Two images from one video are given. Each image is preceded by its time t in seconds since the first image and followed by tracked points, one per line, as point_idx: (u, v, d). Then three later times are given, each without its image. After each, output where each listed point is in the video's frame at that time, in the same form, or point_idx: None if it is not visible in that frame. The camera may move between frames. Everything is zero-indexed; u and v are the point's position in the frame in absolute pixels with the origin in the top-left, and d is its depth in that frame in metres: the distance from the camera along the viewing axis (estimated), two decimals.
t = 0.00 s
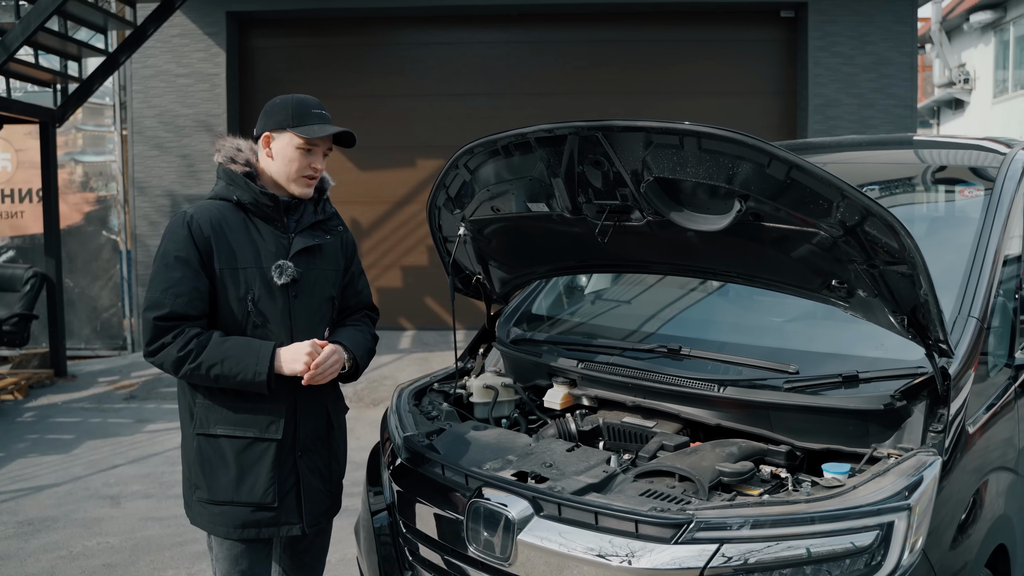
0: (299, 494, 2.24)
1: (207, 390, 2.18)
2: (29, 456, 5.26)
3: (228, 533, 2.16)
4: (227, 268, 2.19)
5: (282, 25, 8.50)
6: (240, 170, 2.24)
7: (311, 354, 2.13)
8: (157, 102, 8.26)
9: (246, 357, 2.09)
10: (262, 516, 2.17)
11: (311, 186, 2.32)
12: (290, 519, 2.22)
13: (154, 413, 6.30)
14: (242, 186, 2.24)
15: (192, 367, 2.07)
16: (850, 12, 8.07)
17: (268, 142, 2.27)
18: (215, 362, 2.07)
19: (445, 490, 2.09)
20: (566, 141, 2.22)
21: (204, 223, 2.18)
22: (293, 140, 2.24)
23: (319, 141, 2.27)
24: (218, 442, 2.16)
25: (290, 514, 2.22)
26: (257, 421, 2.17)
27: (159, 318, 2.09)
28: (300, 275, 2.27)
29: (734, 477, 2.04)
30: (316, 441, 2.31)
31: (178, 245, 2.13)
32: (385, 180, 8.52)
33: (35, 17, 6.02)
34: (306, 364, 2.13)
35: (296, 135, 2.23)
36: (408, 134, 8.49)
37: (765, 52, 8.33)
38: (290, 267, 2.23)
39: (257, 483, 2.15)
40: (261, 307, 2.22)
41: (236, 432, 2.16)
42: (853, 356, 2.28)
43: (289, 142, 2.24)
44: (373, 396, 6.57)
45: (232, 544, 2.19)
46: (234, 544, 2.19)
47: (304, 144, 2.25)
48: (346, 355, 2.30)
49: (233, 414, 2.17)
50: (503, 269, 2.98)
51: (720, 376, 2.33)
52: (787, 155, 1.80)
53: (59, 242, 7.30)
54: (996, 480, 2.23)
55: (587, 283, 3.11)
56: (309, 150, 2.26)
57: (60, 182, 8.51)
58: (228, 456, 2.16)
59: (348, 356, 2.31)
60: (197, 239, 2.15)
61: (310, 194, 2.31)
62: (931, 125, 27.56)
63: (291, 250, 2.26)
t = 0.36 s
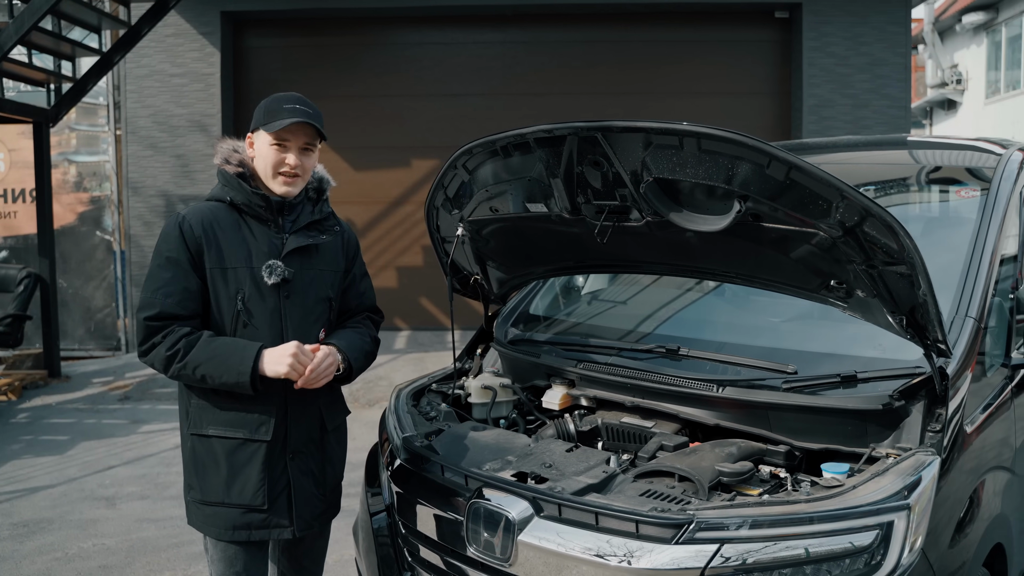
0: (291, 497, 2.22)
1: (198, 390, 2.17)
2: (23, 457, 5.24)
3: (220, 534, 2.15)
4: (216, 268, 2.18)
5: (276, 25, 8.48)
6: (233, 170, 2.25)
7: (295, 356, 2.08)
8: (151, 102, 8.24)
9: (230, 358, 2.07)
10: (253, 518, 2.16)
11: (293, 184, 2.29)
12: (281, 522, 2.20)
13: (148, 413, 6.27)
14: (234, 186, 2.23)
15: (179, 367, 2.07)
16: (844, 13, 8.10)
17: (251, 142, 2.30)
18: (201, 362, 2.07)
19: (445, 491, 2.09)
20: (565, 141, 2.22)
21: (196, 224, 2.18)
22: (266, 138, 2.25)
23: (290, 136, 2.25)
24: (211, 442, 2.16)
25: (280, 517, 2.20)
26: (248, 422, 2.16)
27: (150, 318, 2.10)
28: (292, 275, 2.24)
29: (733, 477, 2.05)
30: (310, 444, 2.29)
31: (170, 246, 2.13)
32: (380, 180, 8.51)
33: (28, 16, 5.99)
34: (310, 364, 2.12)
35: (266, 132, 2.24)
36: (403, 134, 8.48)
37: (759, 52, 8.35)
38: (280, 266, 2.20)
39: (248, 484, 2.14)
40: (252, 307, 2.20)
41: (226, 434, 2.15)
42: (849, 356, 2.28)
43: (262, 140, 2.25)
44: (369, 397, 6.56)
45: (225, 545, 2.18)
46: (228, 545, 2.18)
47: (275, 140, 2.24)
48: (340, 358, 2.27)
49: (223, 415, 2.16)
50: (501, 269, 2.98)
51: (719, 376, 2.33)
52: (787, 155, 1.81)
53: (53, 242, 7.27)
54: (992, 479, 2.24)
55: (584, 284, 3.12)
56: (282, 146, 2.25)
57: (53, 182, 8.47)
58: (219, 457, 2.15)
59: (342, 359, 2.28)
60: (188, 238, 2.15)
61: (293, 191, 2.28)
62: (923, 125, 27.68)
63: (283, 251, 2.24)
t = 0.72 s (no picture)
0: (285, 500, 2.20)
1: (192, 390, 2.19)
2: (22, 458, 5.22)
3: (216, 536, 2.15)
4: (210, 268, 2.19)
5: (274, 25, 8.47)
6: (232, 170, 2.25)
7: (245, 361, 2.04)
8: (148, 102, 8.23)
9: (193, 354, 2.08)
10: (249, 521, 2.16)
11: (290, 178, 2.27)
12: (276, 526, 2.19)
13: (146, 414, 6.26)
14: (234, 186, 2.23)
15: (157, 363, 2.14)
16: (842, 14, 8.11)
17: (242, 142, 2.30)
18: (172, 358, 2.11)
19: (449, 492, 2.09)
20: (568, 142, 2.22)
21: (193, 224, 2.20)
22: (254, 137, 2.25)
23: (277, 130, 2.24)
24: (207, 443, 2.17)
25: (275, 521, 2.19)
26: (242, 423, 2.16)
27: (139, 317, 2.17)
28: (290, 276, 2.23)
29: (736, 477, 2.05)
30: (306, 447, 2.27)
31: (164, 246, 2.17)
32: (377, 181, 8.51)
33: (26, 16, 5.98)
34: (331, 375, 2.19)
35: (253, 131, 2.24)
36: (401, 134, 8.47)
37: (757, 53, 8.36)
38: (275, 267, 2.19)
39: (242, 485, 2.14)
40: (246, 307, 2.20)
41: (221, 435, 2.15)
42: (849, 357, 2.29)
43: (252, 139, 2.26)
44: (368, 397, 6.56)
45: (223, 548, 2.18)
46: (226, 548, 2.18)
47: (263, 137, 2.24)
48: (343, 362, 2.24)
49: (219, 416, 2.16)
50: (502, 270, 2.98)
51: (720, 376, 2.34)
52: (789, 156, 1.81)
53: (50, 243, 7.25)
54: (993, 480, 2.24)
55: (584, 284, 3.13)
56: (271, 141, 2.25)
57: (51, 182, 8.44)
58: (216, 458, 2.16)
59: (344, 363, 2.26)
60: (182, 238, 2.18)
61: (289, 186, 2.27)
62: (919, 125, 27.74)
63: (280, 251, 2.23)
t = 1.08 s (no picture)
0: (289, 501, 2.21)
1: (197, 390, 2.18)
2: (20, 459, 5.21)
3: (219, 539, 2.15)
4: (211, 268, 2.19)
5: (272, 24, 8.46)
6: (232, 171, 2.24)
7: (273, 342, 2.00)
8: (146, 102, 8.21)
9: (215, 344, 2.05)
10: (252, 522, 2.16)
11: (293, 175, 2.27)
12: (280, 528, 2.19)
13: (145, 414, 6.25)
14: (234, 186, 2.23)
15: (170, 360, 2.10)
16: (840, 14, 8.12)
17: (242, 143, 2.29)
18: (188, 352, 2.07)
19: (452, 491, 2.09)
20: (571, 142, 2.23)
21: (194, 225, 2.20)
22: (254, 137, 2.24)
23: (278, 128, 2.23)
24: (209, 445, 2.16)
25: (279, 523, 2.19)
26: (245, 424, 2.15)
27: (144, 317, 2.14)
28: (293, 275, 2.23)
29: (739, 477, 2.06)
30: (311, 447, 2.27)
31: (166, 247, 2.16)
32: (376, 180, 8.51)
33: (24, 15, 5.97)
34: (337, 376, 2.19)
35: (253, 131, 2.22)
36: (399, 134, 8.47)
37: (755, 53, 8.37)
38: (277, 266, 2.18)
39: (246, 487, 2.14)
40: (248, 307, 2.20)
41: (224, 436, 2.15)
42: (849, 356, 2.30)
43: (252, 140, 2.24)
44: (367, 397, 6.55)
45: (226, 550, 2.18)
46: (229, 550, 2.18)
47: (264, 137, 2.23)
48: (349, 363, 2.24)
49: (221, 418, 2.16)
50: (504, 270, 2.99)
51: (722, 376, 2.34)
52: (792, 156, 1.82)
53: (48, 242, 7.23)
54: (994, 479, 2.25)
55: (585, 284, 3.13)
56: (273, 140, 2.23)
57: (48, 182, 8.40)
58: (218, 460, 2.15)
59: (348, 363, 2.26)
60: (184, 239, 2.17)
61: (292, 184, 2.26)
62: (916, 125, 27.79)
63: (282, 250, 2.23)
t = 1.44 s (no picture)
0: (293, 503, 2.21)
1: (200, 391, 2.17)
2: (19, 459, 5.20)
3: (223, 541, 2.15)
4: (212, 269, 2.16)
5: (271, 24, 8.46)
6: (234, 171, 2.23)
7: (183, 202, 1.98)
8: (144, 102, 8.21)
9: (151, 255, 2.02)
10: (256, 525, 2.15)
11: (302, 181, 2.26)
12: (286, 529, 2.19)
13: (144, 414, 6.25)
14: (234, 187, 2.22)
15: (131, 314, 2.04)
16: (838, 14, 8.13)
17: (251, 142, 2.25)
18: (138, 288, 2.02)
19: (452, 491, 2.09)
20: (572, 142, 2.22)
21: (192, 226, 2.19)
22: (271, 138, 2.20)
23: (297, 133, 2.21)
24: (213, 448, 2.15)
25: (285, 523, 2.19)
26: (250, 427, 2.14)
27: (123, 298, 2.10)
28: (295, 277, 2.23)
29: (741, 476, 2.06)
30: (315, 448, 2.27)
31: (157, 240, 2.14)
32: (375, 180, 8.50)
33: (22, 15, 5.95)
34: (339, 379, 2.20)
35: (271, 133, 2.19)
36: (398, 134, 8.47)
37: (753, 53, 8.38)
38: (279, 268, 2.19)
39: (251, 490, 2.13)
40: (252, 309, 2.18)
41: (228, 440, 2.14)
42: (848, 356, 2.30)
43: (268, 140, 2.21)
44: (366, 397, 6.55)
45: (230, 552, 2.18)
46: (232, 552, 2.18)
47: (282, 140, 2.20)
48: (355, 364, 2.24)
49: (225, 421, 2.15)
50: (504, 270, 2.99)
51: (724, 376, 2.34)
52: (794, 156, 1.82)
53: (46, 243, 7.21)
54: (994, 479, 2.25)
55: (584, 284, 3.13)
56: (290, 145, 2.22)
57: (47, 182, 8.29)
58: (222, 463, 2.14)
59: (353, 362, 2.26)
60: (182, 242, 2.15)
61: (302, 189, 2.26)
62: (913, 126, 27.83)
63: (285, 252, 2.23)
